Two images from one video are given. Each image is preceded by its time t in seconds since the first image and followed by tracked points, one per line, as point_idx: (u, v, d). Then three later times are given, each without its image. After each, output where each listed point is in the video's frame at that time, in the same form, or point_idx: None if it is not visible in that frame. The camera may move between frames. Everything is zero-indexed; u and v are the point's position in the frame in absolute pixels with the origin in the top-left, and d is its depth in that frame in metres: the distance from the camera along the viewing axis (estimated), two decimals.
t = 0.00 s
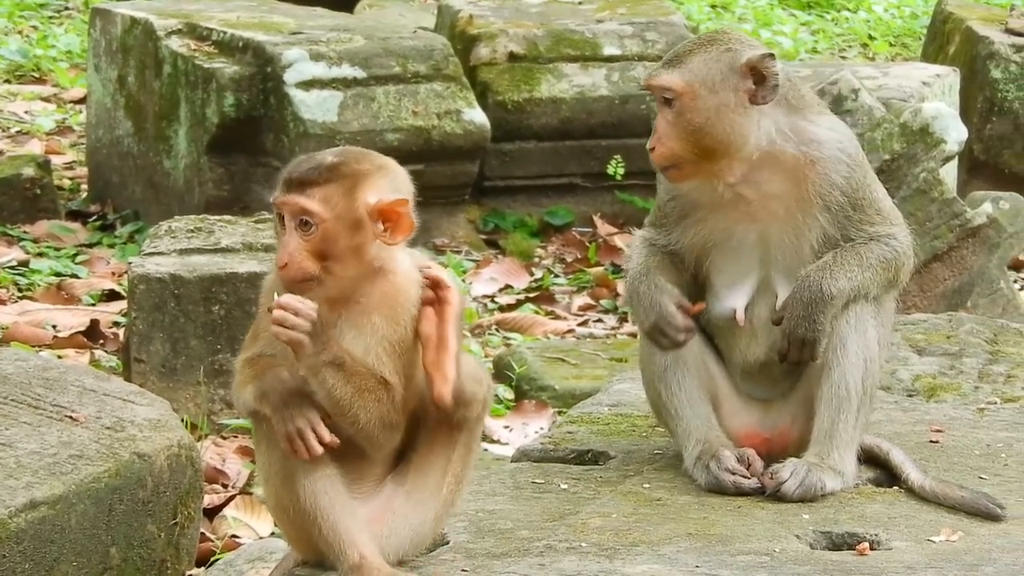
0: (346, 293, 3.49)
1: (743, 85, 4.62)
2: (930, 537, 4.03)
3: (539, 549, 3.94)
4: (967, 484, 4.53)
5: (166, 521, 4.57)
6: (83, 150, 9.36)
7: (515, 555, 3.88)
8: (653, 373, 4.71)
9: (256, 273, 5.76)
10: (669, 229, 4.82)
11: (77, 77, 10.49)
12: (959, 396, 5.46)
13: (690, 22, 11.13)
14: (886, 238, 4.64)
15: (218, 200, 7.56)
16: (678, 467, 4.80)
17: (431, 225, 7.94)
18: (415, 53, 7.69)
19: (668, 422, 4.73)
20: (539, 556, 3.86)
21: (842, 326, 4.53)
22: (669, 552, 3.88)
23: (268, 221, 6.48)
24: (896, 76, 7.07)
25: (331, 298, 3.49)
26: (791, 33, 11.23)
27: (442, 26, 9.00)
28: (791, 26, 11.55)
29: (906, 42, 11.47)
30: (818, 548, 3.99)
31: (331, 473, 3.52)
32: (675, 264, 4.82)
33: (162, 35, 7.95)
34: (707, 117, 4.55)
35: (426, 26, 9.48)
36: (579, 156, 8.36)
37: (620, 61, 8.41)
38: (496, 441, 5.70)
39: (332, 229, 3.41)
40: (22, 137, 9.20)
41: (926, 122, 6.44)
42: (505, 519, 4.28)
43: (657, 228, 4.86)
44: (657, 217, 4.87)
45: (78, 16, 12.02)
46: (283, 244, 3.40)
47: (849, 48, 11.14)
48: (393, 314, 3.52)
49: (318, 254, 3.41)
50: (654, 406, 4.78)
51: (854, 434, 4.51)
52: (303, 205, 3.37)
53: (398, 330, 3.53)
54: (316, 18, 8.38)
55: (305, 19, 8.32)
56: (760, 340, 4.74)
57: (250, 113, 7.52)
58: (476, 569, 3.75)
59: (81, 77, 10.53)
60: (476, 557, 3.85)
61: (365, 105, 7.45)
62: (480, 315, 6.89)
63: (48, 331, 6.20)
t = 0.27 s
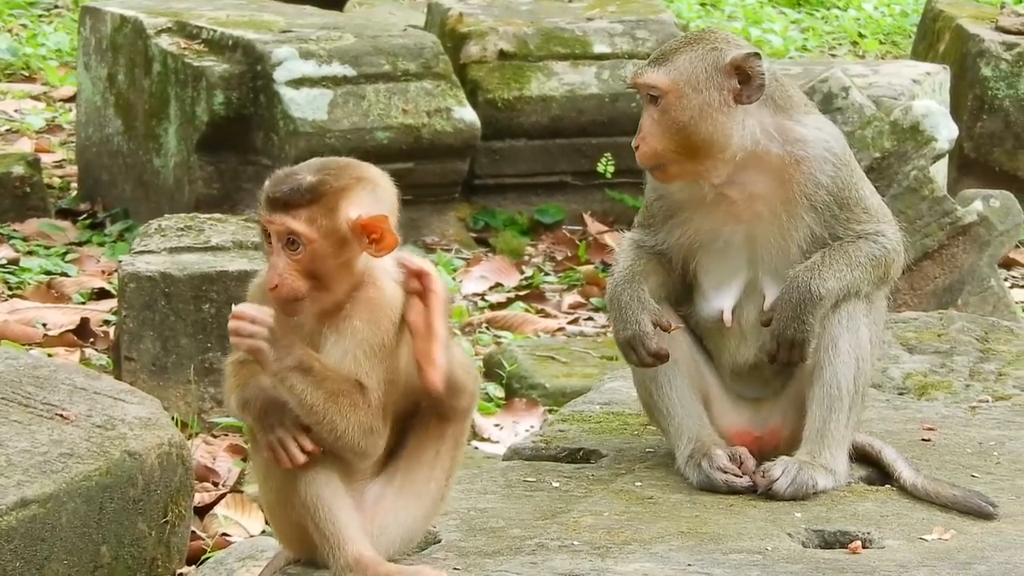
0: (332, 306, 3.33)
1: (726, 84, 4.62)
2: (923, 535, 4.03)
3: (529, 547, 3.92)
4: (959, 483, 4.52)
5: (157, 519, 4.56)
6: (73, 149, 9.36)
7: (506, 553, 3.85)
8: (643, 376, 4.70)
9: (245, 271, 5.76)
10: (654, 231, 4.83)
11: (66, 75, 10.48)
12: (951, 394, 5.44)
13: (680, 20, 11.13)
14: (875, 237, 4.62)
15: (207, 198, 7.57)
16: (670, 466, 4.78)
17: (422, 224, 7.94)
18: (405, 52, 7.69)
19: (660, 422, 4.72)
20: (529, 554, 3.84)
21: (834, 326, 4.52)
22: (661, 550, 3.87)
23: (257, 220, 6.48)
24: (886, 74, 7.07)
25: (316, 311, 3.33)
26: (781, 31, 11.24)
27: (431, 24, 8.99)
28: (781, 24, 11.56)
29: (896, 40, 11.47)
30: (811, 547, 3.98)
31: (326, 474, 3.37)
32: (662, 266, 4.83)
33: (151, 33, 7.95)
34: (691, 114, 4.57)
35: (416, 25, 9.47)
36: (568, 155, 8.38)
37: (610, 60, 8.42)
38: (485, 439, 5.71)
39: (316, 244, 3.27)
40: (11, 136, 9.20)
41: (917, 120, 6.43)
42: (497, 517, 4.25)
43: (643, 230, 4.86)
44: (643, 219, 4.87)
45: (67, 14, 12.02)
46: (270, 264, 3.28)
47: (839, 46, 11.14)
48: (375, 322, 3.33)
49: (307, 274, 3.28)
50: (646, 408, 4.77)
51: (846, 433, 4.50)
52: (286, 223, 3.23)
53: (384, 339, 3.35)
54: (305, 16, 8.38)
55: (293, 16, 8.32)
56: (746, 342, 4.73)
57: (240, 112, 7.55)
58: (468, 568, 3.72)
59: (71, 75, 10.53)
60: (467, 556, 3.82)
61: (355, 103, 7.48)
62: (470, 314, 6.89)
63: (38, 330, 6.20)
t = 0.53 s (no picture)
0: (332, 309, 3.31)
1: (711, 82, 4.62)
2: (919, 534, 4.03)
3: (525, 546, 3.91)
4: (954, 482, 4.53)
5: (151, 518, 4.54)
6: (66, 148, 9.35)
7: (502, 552, 3.85)
8: (638, 375, 4.70)
9: (239, 269, 5.75)
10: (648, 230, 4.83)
11: (59, 74, 10.46)
12: (945, 393, 5.45)
13: (673, 19, 11.13)
14: (867, 237, 4.62)
15: (201, 197, 7.56)
16: (665, 464, 4.78)
17: (415, 223, 7.94)
18: (398, 50, 7.69)
19: (655, 422, 4.71)
20: (526, 553, 3.83)
21: (830, 326, 4.53)
22: (656, 549, 3.87)
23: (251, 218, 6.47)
24: (879, 73, 7.07)
25: (315, 312, 3.31)
26: (774, 30, 11.25)
27: (424, 23, 8.99)
28: (774, 23, 11.56)
29: (889, 39, 11.47)
30: (806, 546, 3.98)
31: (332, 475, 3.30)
32: (657, 266, 4.82)
33: (144, 32, 7.94)
34: (674, 107, 4.59)
35: (409, 23, 9.46)
36: (562, 153, 8.38)
37: (604, 58, 8.42)
38: (479, 438, 5.70)
39: (320, 249, 3.24)
40: (4, 135, 9.19)
41: (911, 119, 6.44)
42: (493, 516, 4.24)
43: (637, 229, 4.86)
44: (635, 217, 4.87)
45: (61, 13, 11.99)
46: (269, 262, 3.25)
47: (832, 45, 11.14)
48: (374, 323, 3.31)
49: (306, 276, 3.26)
50: (642, 408, 4.76)
51: (841, 433, 4.51)
52: (292, 228, 3.20)
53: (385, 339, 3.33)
54: (299, 14, 8.37)
55: (287, 15, 8.31)
56: (742, 342, 4.73)
57: (233, 110, 7.54)
58: (464, 567, 3.71)
59: (64, 74, 10.51)
60: (463, 555, 3.82)
61: (348, 102, 7.48)
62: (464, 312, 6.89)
63: (32, 328, 6.19)
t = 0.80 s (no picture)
0: (324, 301, 3.27)
1: (709, 80, 4.63)
2: (917, 533, 4.03)
3: (525, 545, 3.91)
4: (953, 481, 4.53)
5: (149, 517, 4.54)
6: (64, 146, 9.34)
7: (502, 551, 3.85)
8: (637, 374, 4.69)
9: (238, 268, 5.75)
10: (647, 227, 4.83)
11: (57, 73, 10.45)
12: (943, 392, 5.45)
13: (671, 18, 11.13)
14: (864, 237, 4.61)
15: (198, 196, 7.56)
16: (663, 464, 4.78)
17: (413, 222, 7.93)
18: (396, 49, 7.69)
19: (654, 421, 4.71)
20: (525, 553, 3.83)
21: (830, 324, 4.53)
22: (655, 548, 3.87)
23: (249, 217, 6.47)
24: (877, 72, 7.07)
25: (306, 305, 3.26)
26: (771, 29, 11.25)
27: (422, 22, 8.98)
28: (772, 22, 11.56)
29: (887, 38, 11.47)
30: (805, 545, 3.99)
31: (329, 467, 3.31)
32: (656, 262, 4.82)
33: (142, 31, 7.94)
34: (672, 103, 4.59)
35: (406, 22, 9.46)
36: (559, 152, 8.38)
37: (601, 57, 8.42)
38: (477, 437, 5.70)
39: (314, 236, 3.21)
40: (1, 133, 9.20)
41: (909, 118, 6.45)
42: (491, 515, 4.24)
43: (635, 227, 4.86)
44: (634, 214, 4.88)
45: (58, 12, 11.98)
46: (262, 252, 3.21)
47: (830, 44, 11.14)
48: (363, 318, 3.26)
49: (298, 265, 3.21)
50: (641, 408, 4.76)
51: (839, 432, 4.51)
52: (286, 214, 3.18)
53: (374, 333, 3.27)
54: (297, 13, 8.37)
55: (285, 14, 8.31)
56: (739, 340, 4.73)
57: (230, 109, 7.54)
58: (463, 566, 3.71)
59: (62, 72, 10.50)
60: (462, 554, 3.82)
61: (346, 101, 7.48)
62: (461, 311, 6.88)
63: (30, 327, 6.19)
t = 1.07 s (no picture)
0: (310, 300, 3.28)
1: (714, 78, 4.64)
2: (915, 532, 4.03)
3: (523, 544, 3.91)
4: (951, 480, 4.53)
5: (148, 516, 4.55)
6: (63, 145, 9.34)
7: (500, 550, 3.85)
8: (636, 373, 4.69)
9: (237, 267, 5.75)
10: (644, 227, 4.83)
11: (56, 72, 10.45)
12: (942, 391, 5.45)
13: (670, 17, 11.14)
14: (864, 237, 4.61)
15: (197, 195, 7.56)
16: (661, 462, 4.79)
17: (412, 221, 7.93)
18: (395, 49, 7.70)
19: (652, 421, 4.71)
20: (523, 551, 3.83)
21: (829, 322, 4.52)
22: (653, 547, 3.87)
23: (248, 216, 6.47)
24: (876, 72, 7.07)
25: (292, 306, 3.27)
26: (770, 29, 11.25)
27: (421, 21, 8.98)
28: (771, 21, 11.56)
29: (886, 37, 11.46)
30: (803, 544, 3.99)
31: (323, 467, 3.31)
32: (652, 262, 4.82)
33: (142, 30, 7.94)
34: (676, 101, 4.59)
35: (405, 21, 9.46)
36: (559, 152, 8.37)
37: (600, 57, 8.42)
38: (476, 436, 5.70)
39: (299, 236, 3.22)
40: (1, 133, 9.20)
41: (908, 118, 6.44)
42: (489, 514, 4.24)
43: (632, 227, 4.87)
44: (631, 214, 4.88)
45: (57, 11, 11.98)
46: (248, 253, 3.21)
47: (829, 43, 11.14)
48: (350, 317, 3.27)
49: (285, 266, 3.23)
50: (640, 407, 4.76)
51: (838, 431, 4.51)
52: (270, 215, 3.19)
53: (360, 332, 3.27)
54: (296, 12, 8.37)
55: (284, 13, 8.31)
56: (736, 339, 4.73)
57: (229, 109, 7.54)
58: (462, 565, 3.71)
59: (61, 72, 10.51)
60: (460, 552, 3.82)
61: (345, 100, 7.48)
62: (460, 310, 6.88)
63: (29, 327, 6.20)
